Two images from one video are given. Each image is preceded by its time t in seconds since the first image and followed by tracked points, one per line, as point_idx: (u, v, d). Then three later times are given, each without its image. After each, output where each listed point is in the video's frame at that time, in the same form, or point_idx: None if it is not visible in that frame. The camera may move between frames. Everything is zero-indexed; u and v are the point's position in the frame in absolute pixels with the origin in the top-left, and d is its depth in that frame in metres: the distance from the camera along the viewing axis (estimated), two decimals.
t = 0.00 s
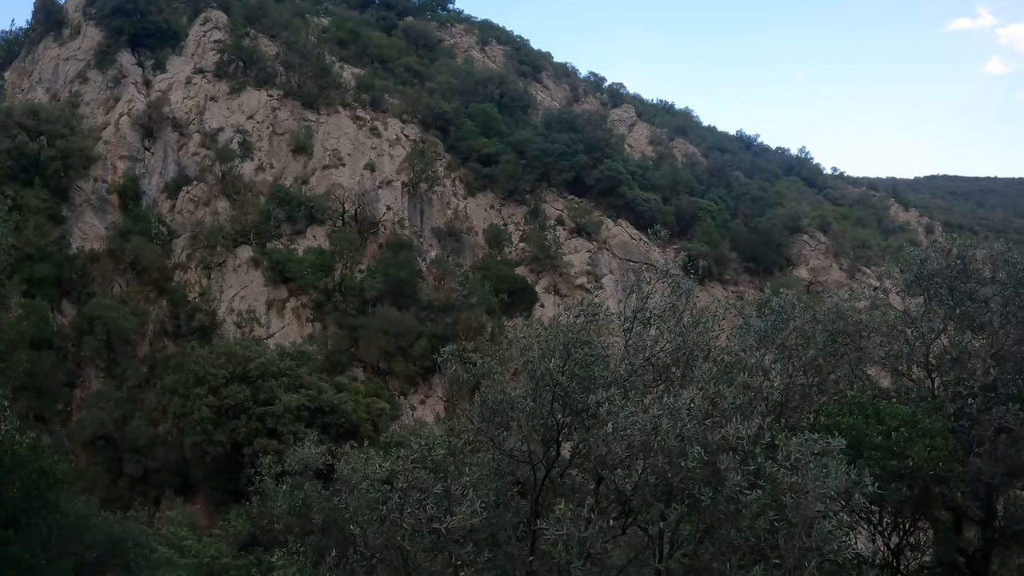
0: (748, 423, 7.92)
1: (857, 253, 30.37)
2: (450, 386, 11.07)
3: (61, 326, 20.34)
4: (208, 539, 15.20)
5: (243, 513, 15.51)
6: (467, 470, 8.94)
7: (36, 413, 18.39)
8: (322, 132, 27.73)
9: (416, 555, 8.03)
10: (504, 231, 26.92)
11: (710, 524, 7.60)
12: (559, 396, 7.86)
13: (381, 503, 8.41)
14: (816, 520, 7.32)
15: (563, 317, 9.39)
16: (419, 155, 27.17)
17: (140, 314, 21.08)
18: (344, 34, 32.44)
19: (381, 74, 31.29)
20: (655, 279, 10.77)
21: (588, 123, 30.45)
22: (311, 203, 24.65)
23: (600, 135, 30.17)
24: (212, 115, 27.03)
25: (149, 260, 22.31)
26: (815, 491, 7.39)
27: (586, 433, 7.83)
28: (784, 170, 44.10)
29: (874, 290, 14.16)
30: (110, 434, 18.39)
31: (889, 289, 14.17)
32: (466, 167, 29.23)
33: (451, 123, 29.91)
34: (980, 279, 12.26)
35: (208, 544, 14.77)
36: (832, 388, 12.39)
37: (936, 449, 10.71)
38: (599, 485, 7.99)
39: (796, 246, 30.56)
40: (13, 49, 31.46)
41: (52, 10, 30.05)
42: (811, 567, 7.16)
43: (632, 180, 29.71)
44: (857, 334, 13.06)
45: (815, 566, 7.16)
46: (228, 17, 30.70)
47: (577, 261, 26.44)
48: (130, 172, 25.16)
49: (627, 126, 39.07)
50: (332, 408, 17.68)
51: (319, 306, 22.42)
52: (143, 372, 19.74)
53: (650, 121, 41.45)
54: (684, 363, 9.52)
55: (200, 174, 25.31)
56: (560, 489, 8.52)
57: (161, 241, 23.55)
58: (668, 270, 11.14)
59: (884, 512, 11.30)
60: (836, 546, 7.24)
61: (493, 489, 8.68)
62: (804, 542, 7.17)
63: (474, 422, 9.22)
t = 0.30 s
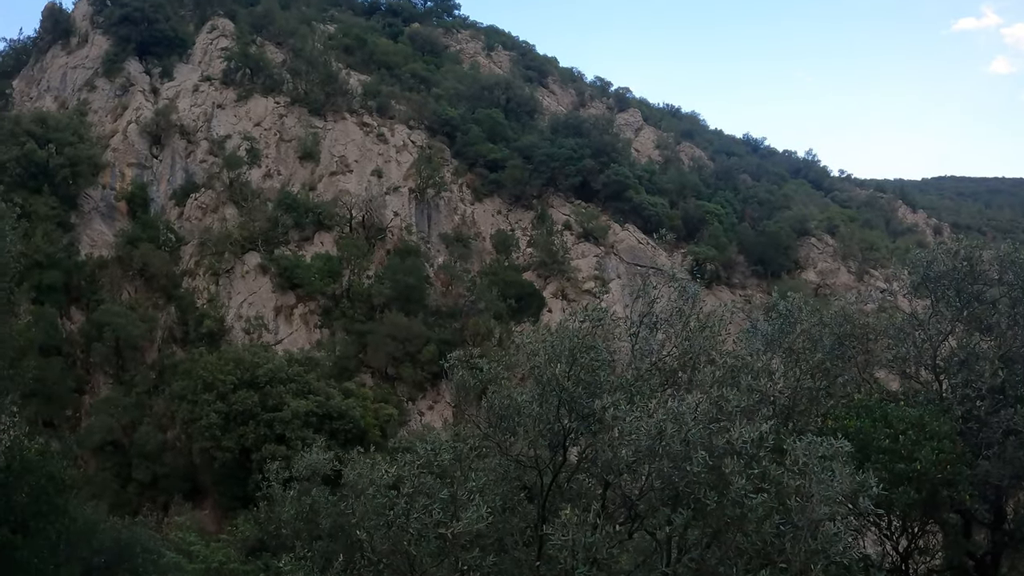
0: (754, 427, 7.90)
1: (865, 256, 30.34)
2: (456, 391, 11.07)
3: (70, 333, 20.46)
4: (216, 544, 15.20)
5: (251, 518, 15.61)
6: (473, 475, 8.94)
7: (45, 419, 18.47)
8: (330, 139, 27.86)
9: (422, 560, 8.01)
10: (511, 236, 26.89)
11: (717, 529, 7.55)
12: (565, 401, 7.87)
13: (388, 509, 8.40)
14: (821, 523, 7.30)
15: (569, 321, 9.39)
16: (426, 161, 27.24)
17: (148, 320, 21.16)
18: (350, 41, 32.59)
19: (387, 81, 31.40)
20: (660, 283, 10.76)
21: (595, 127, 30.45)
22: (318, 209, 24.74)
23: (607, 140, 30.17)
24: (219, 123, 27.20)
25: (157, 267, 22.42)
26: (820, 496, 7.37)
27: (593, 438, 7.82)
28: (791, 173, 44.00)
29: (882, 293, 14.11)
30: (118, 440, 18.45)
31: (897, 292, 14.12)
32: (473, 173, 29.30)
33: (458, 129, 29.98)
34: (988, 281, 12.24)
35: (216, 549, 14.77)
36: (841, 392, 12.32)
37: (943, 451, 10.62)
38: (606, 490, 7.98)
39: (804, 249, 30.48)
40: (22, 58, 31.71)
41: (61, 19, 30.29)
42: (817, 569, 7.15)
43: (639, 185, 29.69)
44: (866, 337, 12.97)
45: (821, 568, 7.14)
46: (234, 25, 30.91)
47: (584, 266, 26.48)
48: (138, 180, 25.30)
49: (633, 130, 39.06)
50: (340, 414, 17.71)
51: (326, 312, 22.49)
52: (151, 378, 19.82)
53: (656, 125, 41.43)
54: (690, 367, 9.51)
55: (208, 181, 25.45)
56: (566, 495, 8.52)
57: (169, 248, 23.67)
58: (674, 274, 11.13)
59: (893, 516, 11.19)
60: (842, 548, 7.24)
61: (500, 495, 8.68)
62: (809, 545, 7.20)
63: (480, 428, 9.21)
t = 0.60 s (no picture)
0: (765, 433, 7.85)
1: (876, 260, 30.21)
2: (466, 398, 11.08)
3: (82, 341, 20.59)
4: (226, 551, 15.19)
5: (262, 526, 15.66)
6: (484, 483, 8.93)
7: (57, 427, 18.59)
8: (339, 148, 28.00)
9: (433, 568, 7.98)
10: (521, 243, 26.96)
11: (728, 536, 7.45)
12: (575, 408, 7.87)
13: (398, 516, 8.39)
14: (833, 529, 7.20)
15: (579, 328, 9.39)
16: (436, 169, 27.32)
17: (160, 328, 21.27)
18: (358, 50, 32.76)
19: (396, 89, 31.55)
20: (670, 290, 10.75)
21: (603, 134, 30.44)
22: (328, 218, 24.84)
23: (616, 146, 30.15)
24: (230, 132, 27.41)
25: (168, 276, 22.57)
26: (832, 502, 7.28)
27: (603, 444, 7.80)
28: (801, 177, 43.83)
29: (895, 297, 14.01)
30: (130, 448, 18.51)
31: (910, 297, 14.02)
32: (482, 180, 29.37)
33: (467, 136, 30.04)
34: (1000, 282, 12.13)
35: (228, 557, 14.65)
36: (854, 396, 12.22)
37: (956, 455, 10.51)
38: (616, 496, 7.94)
39: (815, 253, 30.34)
40: (33, 69, 32.01)
41: (71, 31, 30.61)
42: None
43: (648, 191, 29.64)
44: (878, 342, 12.85)
45: None
46: (243, 35, 31.16)
47: (594, 273, 26.47)
48: (149, 190, 25.49)
49: (642, 136, 39.03)
50: (351, 422, 17.73)
51: (337, 320, 22.56)
52: (163, 387, 19.90)
53: (664, 131, 41.40)
54: (701, 373, 9.48)
55: (218, 191, 25.62)
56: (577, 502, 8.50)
57: (180, 256, 23.82)
58: (683, 280, 11.10)
59: (906, 521, 11.08)
60: (854, 554, 7.10)
61: (510, 502, 8.66)
62: (821, 551, 7.04)
63: (490, 435, 9.20)
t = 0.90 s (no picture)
0: (767, 436, 7.84)
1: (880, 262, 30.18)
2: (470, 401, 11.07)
3: (87, 345, 20.65)
4: (231, 555, 15.17)
5: (266, 529, 15.66)
6: (488, 486, 8.94)
7: (62, 431, 18.64)
8: (343, 151, 28.06)
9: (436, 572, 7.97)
10: (525, 246, 26.98)
11: (732, 539, 7.39)
12: (579, 411, 7.89)
13: (402, 520, 8.39)
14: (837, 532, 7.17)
15: (581, 331, 9.40)
16: (440, 172, 27.35)
17: (165, 331, 21.30)
18: (362, 54, 32.83)
19: (400, 93, 31.61)
20: (672, 293, 10.75)
21: (607, 137, 30.43)
22: (333, 221, 24.87)
23: (620, 149, 30.12)
24: (234, 136, 27.51)
25: (173, 280, 22.64)
26: (834, 505, 7.25)
27: (606, 448, 7.81)
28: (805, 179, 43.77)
29: (899, 298, 13.97)
30: (135, 451, 18.54)
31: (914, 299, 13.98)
32: (486, 183, 29.40)
33: (471, 139, 30.06)
34: (1004, 284, 12.03)
35: (233, 560, 14.67)
36: (859, 399, 12.19)
37: (961, 459, 10.43)
38: (620, 500, 7.92)
39: (819, 254, 30.29)
40: (37, 73, 32.11)
41: (76, 35, 30.74)
42: None
43: (652, 193, 29.63)
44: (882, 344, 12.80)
45: None
46: (247, 39, 31.26)
47: (599, 275, 26.49)
48: (154, 193, 25.56)
49: (645, 138, 39.03)
50: (355, 425, 17.74)
51: (341, 324, 22.59)
52: (168, 390, 19.94)
53: (668, 133, 41.36)
54: (703, 376, 9.45)
55: (223, 195, 25.70)
56: (581, 506, 8.50)
57: (185, 260, 23.89)
58: (687, 283, 11.10)
59: (910, 524, 11.02)
60: (858, 558, 7.04)
61: (513, 507, 8.65)
62: (824, 554, 7.01)
63: (495, 439, 9.20)
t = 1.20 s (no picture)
0: (770, 438, 7.81)
1: (884, 263, 30.12)
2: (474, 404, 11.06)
3: (92, 349, 20.72)
4: (235, 558, 15.18)
5: (270, 532, 15.68)
6: (491, 489, 8.95)
7: (67, 434, 18.70)
8: (347, 155, 28.11)
9: None
10: (529, 249, 27.00)
11: (736, 543, 7.37)
12: (581, 414, 7.89)
13: (406, 523, 8.40)
14: (840, 535, 7.14)
15: (584, 334, 9.39)
16: (444, 176, 27.40)
17: (170, 335, 21.35)
18: (366, 58, 32.89)
19: (403, 97, 31.66)
20: (675, 295, 10.75)
21: (611, 139, 30.39)
22: (337, 225, 24.90)
23: (624, 152, 30.09)
24: (238, 140, 27.58)
25: (178, 283, 22.69)
26: (837, 508, 7.22)
27: (610, 451, 7.81)
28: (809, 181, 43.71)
29: (905, 300, 13.90)
30: (139, 455, 18.58)
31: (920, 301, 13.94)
32: (491, 187, 29.41)
33: (475, 143, 30.10)
34: (1008, 285, 11.97)
35: (236, 563, 14.67)
36: (864, 401, 12.17)
37: (965, 461, 10.39)
38: (624, 503, 7.91)
39: (823, 256, 30.23)
40: (42, 78, 32.26)
41: (80, 39, 30.86)
42: None
43: (656, 196, 29.59)
44: (885, 347, 12.75)
45: None
46: (251, 43, 31.35)
47: (603, 278, 26.59)
48: (158, 198, 25.64)
49: (649, 141, 38.99)
50: (360, 429, 17.74)
51: (346, 327, 22.60)
52: (172, 394, 19.98)
53: (672, 135, 41.31)
54: (706, 379, 9.42)
55: (227, 199, 25.78)
56: (585, 509, 8.50)
57: (190, 264, 23.95)
58: (690, 286, 11.09)
59: (915, 526, 10.98)
60: (861, 561, 7.03)
61: (517, 510, 8.65)
62: (827, 557, 7.02)
63: (498, 442, 9.20)
